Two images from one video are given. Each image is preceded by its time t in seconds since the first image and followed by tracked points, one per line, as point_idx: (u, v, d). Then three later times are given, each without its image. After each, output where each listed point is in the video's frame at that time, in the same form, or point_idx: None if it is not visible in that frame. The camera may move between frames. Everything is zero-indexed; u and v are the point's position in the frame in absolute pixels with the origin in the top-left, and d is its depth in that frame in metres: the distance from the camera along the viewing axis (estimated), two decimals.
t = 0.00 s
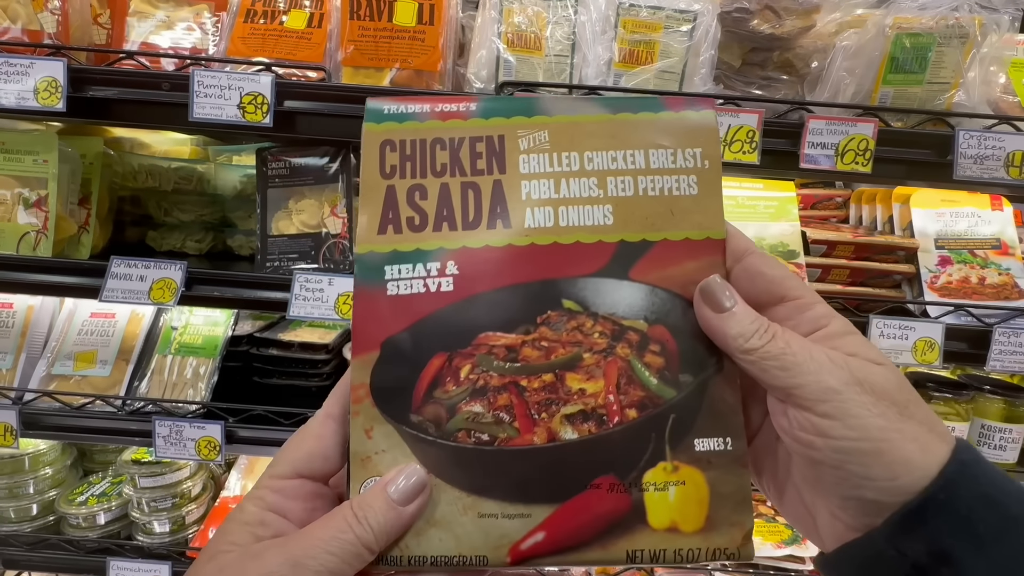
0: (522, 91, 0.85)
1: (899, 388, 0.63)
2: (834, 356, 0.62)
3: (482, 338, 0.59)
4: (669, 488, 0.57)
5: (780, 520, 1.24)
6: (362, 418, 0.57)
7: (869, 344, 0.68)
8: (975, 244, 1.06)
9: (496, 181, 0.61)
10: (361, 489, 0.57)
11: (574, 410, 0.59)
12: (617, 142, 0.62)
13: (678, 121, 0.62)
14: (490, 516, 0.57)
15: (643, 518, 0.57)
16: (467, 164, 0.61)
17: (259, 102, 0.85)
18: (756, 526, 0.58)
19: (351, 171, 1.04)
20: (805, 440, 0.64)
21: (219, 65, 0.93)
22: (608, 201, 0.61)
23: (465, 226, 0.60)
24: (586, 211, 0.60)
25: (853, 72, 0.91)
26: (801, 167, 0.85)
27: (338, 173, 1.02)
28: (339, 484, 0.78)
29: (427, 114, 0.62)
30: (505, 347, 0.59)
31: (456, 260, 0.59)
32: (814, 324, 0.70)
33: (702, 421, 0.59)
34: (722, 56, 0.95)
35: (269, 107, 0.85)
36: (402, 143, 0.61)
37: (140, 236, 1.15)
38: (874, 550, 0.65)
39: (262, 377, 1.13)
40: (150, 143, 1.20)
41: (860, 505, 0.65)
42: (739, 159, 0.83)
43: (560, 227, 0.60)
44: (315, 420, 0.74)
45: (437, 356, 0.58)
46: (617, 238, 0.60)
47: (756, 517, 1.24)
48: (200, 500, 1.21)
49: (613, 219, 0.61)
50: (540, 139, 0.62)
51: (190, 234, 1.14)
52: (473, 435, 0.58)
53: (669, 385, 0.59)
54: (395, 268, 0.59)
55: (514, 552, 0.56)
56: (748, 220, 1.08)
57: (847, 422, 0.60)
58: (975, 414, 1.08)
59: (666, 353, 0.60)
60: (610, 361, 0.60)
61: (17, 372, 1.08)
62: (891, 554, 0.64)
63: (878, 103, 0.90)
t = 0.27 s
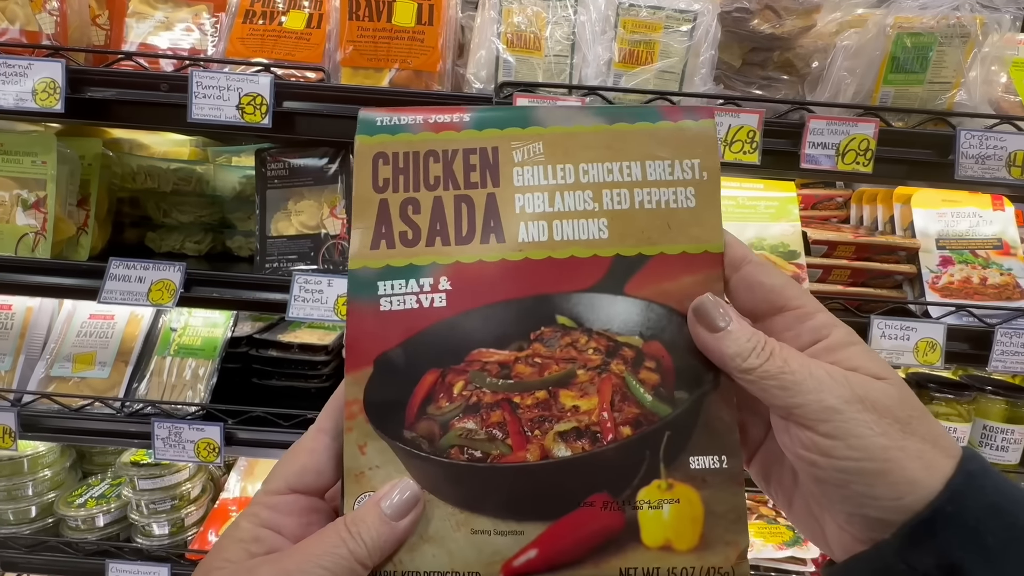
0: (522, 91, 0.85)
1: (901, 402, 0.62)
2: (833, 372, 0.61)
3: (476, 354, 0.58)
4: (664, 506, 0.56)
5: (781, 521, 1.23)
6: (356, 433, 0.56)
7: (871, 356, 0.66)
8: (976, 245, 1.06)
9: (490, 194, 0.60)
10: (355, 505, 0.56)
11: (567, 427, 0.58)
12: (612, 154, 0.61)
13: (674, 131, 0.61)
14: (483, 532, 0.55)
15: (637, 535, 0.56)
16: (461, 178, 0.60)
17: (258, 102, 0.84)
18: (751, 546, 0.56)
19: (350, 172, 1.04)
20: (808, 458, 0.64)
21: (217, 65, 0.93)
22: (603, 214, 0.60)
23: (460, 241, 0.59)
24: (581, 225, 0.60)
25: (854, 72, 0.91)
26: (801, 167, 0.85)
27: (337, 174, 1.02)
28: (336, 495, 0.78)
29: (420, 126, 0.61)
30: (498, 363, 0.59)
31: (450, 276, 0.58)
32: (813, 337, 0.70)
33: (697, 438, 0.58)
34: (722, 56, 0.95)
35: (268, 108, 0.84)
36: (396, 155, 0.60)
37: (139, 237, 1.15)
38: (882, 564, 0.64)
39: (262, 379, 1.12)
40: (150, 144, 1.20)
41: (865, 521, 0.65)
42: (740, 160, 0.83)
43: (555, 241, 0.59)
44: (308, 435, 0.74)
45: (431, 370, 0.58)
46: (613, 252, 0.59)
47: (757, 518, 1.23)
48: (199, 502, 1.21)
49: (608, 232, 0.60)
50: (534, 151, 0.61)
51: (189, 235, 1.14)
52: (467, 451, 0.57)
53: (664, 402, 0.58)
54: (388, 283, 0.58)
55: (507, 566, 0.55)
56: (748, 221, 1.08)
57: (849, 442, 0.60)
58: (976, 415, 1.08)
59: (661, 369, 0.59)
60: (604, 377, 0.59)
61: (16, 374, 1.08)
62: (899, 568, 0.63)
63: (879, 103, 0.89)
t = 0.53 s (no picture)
0: (521, 91, 0.85)
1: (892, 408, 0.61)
2: (824, 378, 0.61)
3: (480, 359, 0.58)
4: (661, 510, 0.56)
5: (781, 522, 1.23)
6: (360, 437, 0.56)
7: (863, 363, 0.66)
8: (976, 245, 1.06)
9: (495, 206, 0.60)
10: (357, 509, 0.55)
11: (568, 432, 0.57)
12: (613, 168, 0.61)
13: (673, 148, 0.61)
14: (485, 537, 0.55)
15: (636, 540, 0.56)
16: (466, 189, 0.61)
17: (257, 103, 0.84)
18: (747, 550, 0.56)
19: (350, 173, 1.04)
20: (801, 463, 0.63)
21: (217, 66, 0.93)
22: (604, 226, 0.60)
23: (464, 249, 0.59)
24: (583, 236, 0.60)
25: (854, 72, 0.91)
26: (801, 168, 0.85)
27: (336, 175, 1.01)
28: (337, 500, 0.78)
29: (426, 138, 0.61)
30: (500, 369, 0.58)
31: (455, 283, 0.58)
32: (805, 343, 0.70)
33: (695, 444, 0.58)
34: (722, 57, 0.95)
35: (267, 109, 0.84)
36: (402, 165, 0.61)
37: (138, 238, 1.15)
38: (875, 568, 0.61)
39: (262, 380, 1.12)
40: (150, 145, 1.20)
41: (858, 525, 0.63)
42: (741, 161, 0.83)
43: (558, 252, 0.59)
44: (311, 440, 0.74)
45: (433, 376, 0.58)
46: (614, 262, 0.60)
47: (758, 520, 1.23)
48: (198, 504, 1.20)
49: (609, 243, 0.60)
50: (537, 164, 0.61)
51: (189, 237, 1.14)
52: (470, 455, 0.56)
53: (663, 408, 0.58)
54: (395, 290, 0.58)
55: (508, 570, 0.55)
56: (748, 221, 1.08)
57: (840, 446, 0.60)
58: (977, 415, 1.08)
59: (659, 376, 0.59)
60: (604, 383, 0.58)
61: (15, 375, 1.08)
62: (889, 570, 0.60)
63: (880, 103, 0.89)
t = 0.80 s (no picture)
0: (520, 93, 0.85)
1: (893, 397, 0.59)
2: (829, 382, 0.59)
3: (482, 363, 0.57)
4: (661, 521, 0.54)
5: (781, 524, 1.23)
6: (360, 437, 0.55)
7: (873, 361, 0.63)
8: (975, 246, 1.06)
9: (499, 211, 0.59)
10: (356, 510, 0.54)
11: (568, 438, 0.56)
12: (617, 178, 0.60)
13: (679, 160, 0.61)
14: (483, 544, 0.54)
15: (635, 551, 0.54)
16: (471, 194, 0.60)
17: (256, 105, 0.84)
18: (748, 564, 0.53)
19: (348, 175, 1.04)
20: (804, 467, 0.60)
21: (215, 68, 0.93)
22: (608, 233, 0.59)
23: (467, 253, 0.58)
24: (586, 243, 0.59)
25: (852, 73, 0.91)
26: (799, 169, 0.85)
27: (335, 177, 1.02)
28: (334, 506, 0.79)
29: (434, 144, 0.61)
30: (502, 373, 0.57)
31: (458, 286, 0.58)
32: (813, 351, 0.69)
33: (695, 456, 0.56)
34: (721, 59, 0.95)
35: (266, 110, 0.84)
36: (410, 170, 0.60)
37: (137, 240, 1.16)
38: None
39: (260, 382, 1.12)
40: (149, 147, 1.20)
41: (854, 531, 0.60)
42: (740, 161, 0.83)
43: (561, 258, 0.59)
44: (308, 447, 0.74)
45: (435, 380, 0.57)
46: (616, 269, 0.58)
47: (757, 521, 1.23)
48: (197, 506, 1.20)
49: (613, 251, 0.59)
50: (542, 172, 0.60)
51: (188, 238, 1.14)
52: (468, 459, 0.56)
53: (664, 417, 0.57)
54: (398, 292, 0.57)
55: None
56: (747, 223, 1.08)
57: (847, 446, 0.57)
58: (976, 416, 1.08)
59: (660, 385, 0.58)
60: (607, 390, 0.57)
61: (13, 377, 1.08)
62: None
63: (878, 105, 0.89)
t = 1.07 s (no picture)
0: (518, 95, 0.85)
1: (905, 380, 0.56)
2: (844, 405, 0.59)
3: (490, 377, 0.57)
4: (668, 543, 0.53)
5: (780, 526, 1.23)
6: (366, 446, 0.54)
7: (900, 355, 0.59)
8: (974, 248, 1.06)
9: (511, 224, 0.59)
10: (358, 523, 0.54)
11: (575, 455, 0.56)
12: (631, 193, 0.59)
13: (694, 177, 0.60)
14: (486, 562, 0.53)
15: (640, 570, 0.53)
16: (484, 207, 0.60)
17: (254, 108, 0.84)
18: None
19: (346, 177, 1.04)
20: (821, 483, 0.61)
21: (214, 71, 0.93)
22: (621, 249, 0.59)
23: (477, 268, 0.58)
24: (598, 258, 0.58)
25: (850, 76, 0.92)
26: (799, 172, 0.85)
27: (334, 180, 1.02)
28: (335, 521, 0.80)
29: (448, 154, 0.61)
30: (510, 388, 0.57)
31: (468, 299, 0.57)
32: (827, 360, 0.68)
33: (705, 475, 0.55)
34: (719, 61, 0.96)
35: (264, 113, 0.84)
36: (423, 180, 0.60)
37: (136, 243, 1.16)
38: None
39: (259, 385, 1.12)
40: (147, 149, 1.20)
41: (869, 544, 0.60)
42: (738, 164, 0.82)
43: (572, 273, 0.58)
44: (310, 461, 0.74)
45: (445, 393, 0.56)
46: (627, 286, 0.58)
47: (757, 524, 1.23)
48: (195, 509, 1.20)
49: (624, 267, 0.59)
50: (556, 185, 0.60)
51: (186, 241, 1.14)
52: (474, 474, 0.55)
53: (672, 437, 0.56)
54: (409, 303, 0.57)
55: None
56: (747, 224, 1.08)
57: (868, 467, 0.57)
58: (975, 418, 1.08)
59: (671, 405, 0.57)
60: (615, 406, 0.57)
61: (11, 380, 1.08)
62: None
63: (876, 107, 0.89)
